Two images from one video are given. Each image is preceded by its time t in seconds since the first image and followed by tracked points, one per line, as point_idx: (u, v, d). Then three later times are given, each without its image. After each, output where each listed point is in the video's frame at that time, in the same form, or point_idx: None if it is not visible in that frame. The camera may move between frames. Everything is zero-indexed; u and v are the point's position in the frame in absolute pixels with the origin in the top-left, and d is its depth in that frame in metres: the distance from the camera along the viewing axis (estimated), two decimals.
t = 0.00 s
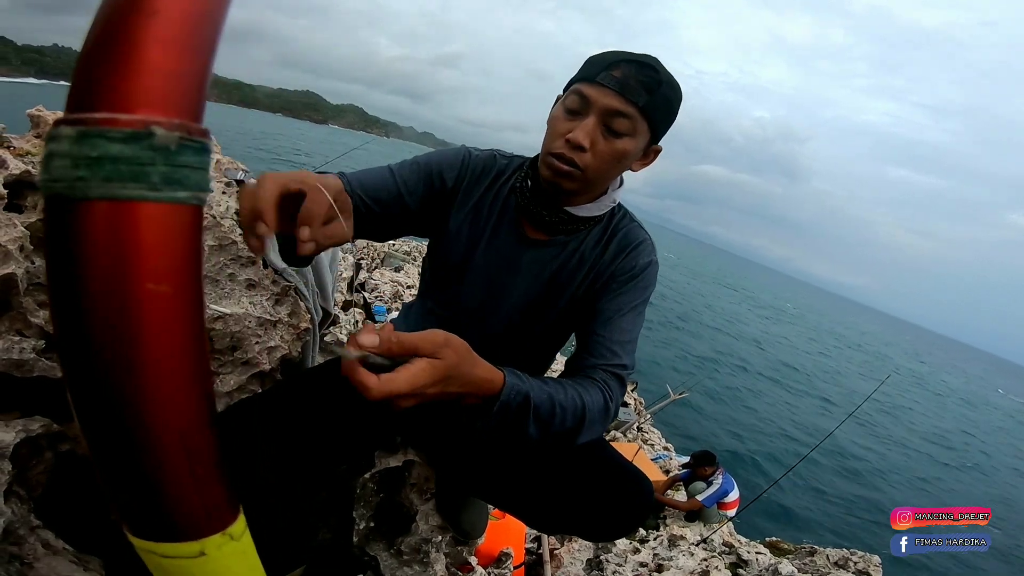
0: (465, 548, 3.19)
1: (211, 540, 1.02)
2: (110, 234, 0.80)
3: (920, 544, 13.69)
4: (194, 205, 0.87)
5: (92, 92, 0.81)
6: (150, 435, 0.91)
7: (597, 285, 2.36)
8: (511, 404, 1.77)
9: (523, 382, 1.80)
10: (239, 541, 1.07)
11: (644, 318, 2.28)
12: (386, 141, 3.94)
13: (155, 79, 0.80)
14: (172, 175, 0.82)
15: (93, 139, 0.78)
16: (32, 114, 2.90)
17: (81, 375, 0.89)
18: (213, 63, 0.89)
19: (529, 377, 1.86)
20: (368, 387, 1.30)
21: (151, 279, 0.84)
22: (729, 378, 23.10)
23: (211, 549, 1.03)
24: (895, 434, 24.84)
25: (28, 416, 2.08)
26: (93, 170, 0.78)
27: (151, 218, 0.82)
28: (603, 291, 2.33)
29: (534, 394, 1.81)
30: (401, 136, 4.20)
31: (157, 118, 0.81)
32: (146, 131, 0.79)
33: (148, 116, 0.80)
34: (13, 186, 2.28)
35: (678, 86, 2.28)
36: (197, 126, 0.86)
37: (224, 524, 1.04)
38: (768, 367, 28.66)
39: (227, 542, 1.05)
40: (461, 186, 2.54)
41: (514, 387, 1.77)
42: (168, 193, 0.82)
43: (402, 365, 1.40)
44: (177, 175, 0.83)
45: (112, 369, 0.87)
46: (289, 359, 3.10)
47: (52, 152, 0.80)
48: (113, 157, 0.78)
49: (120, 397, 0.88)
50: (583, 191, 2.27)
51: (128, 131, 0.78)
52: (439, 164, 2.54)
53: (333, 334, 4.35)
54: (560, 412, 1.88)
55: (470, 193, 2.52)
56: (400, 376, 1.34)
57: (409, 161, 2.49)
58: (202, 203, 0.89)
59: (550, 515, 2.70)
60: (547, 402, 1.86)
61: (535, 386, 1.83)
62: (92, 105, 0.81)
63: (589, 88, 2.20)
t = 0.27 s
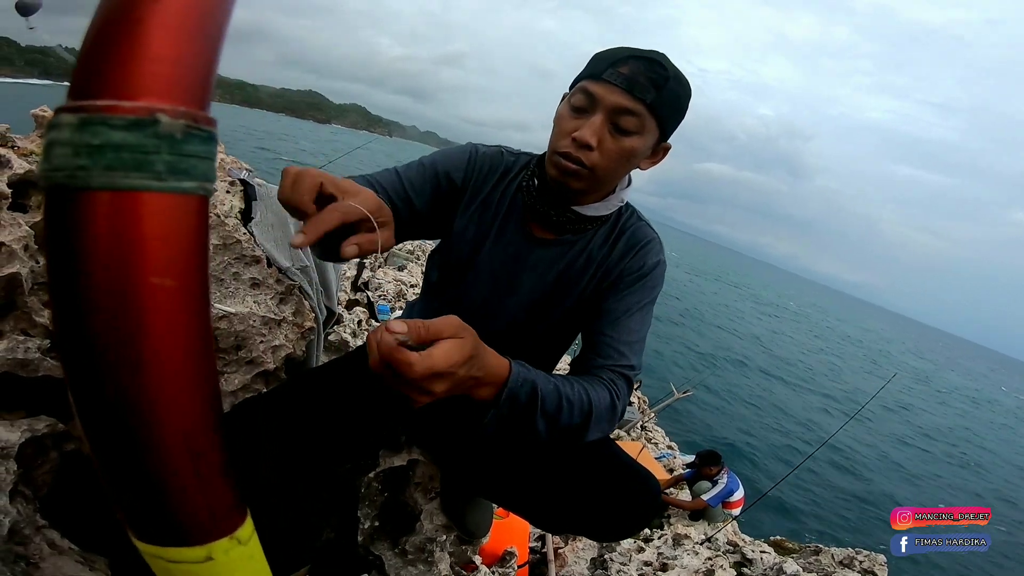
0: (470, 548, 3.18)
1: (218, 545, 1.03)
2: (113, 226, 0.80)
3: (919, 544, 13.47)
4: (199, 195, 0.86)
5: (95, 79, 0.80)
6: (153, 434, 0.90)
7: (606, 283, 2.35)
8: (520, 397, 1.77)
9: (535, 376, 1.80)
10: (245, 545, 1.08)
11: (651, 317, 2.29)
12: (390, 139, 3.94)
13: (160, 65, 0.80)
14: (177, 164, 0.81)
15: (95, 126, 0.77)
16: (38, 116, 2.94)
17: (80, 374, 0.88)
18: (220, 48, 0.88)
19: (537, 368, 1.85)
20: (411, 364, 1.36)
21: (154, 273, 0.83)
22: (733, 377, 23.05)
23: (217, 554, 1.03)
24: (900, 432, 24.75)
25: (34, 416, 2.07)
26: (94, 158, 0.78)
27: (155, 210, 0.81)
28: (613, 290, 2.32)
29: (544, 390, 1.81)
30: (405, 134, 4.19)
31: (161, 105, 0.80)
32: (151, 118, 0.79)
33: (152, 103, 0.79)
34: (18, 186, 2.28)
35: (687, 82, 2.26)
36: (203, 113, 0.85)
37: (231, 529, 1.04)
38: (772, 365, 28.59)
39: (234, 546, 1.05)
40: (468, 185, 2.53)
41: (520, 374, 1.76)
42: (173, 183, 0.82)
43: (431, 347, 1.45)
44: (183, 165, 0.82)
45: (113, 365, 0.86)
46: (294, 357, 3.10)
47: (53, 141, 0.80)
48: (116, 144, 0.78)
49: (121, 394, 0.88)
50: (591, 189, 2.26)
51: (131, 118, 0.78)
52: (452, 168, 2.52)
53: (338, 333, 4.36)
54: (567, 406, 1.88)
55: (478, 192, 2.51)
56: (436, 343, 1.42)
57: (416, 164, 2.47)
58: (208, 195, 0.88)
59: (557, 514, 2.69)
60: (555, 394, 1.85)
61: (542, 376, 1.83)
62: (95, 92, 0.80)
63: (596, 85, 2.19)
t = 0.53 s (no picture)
0: (472, 546, 3.18)
1: (214, 544, 1.01)
2: (109, 215, 0.79)
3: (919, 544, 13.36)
4: (196, 183, 0.85)
5: (91, 69, 0.80)
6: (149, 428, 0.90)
7: (611, 283, 2.34)
8: (511, 391, 1.76)
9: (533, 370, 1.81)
10: (244, 544, 1.06)
11: (657, 316, 2.28)
12: (392, 139, 3.95)
13: (157, 54, 0.80)
14: (173, 152, 0.81)
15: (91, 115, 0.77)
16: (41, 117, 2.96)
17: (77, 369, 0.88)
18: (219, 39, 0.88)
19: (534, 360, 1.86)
20: (413, 353, 1.38)
21: (149, 263, 0.82)
22: (736, 375, 23.01)
23: (214, 553, 1.01)
24: (904, 431, 24.68)
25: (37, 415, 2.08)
26: (88, 147, 0.78)
27: (150, 199, 0.81)
28: (615, 288, 2.32)
29: (540, 385, 1.82)
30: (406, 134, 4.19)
31: (158, 94, 0.80)
32: (147, 107, 0.79)
33: (148, 92, 0.79)
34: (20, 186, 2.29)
35: (694, 81, 2.24)
36: (201, 103, 0.85)
37: (230, 527, 1.02)
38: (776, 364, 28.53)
39: (231, 545, 1.03)
40: (475, 184, 2.55)
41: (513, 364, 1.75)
42: (170, 172, 0.81)
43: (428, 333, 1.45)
44: (180, 154, 0.82)
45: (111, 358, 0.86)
46: (297, 356, 3.11)
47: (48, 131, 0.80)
48: (111, 133, 0.77)
49: (119, 387, 0.88)
50: (597, 188, 2.25)
51: (126, 106, 0.78)
52: (459, 170, 2.56)
53: (341, 333, 4.36)
54: (564, 400, 1.89)
55: (483, 191, 2.53)
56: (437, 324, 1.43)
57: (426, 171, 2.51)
58: (206, 183, 0.88)
59: (558, 515, 2.70)
60: (551, 386, 1.86)
61: (537, 368, 1.83)
62: (92, 81, 0.80)
63: (602, 83, 2.18)
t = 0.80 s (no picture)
0: (474, 544, 3.20)
1: (215, 554, 1.02)
2: (98, 215, 0.78)
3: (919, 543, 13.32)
4: (189, 180, 0.85)
5: (76, 60, 0.80)
6: (143, 436, 0.89)
7: (615, 282, 2.33)
8: (506, 381, 1.76)
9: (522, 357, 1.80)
10: (245, 556, 1.07)
11: (662, 316, 2.27)
12: (394, 136, 3.93)
13: (144, 43, 0.79)
14: (161, 147, 0.81)
15: (74, 107, 0.77)
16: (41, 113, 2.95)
17: (66, 378, 0.87)
18: (214, 27, 0.88)
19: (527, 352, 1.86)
20: (406, 322, 1.39)
21: (140, 266, 0.82)
22: (738, 373, 22.98)
23: (214, 565, 1.03)
24: (906, 429, 24.65)
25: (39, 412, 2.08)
26: (71, 141, 0.77)
27: (140, 195, 0.80)
28: (621, 288, 2.30)
29: (534, 376, 1.82)
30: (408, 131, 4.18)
31: (146, 84, 0.79)
32: (135, 98, 0.78)
33: (135, 82, 0.79)
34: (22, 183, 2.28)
35: (694, 73, 2.21)
36: (192, 93, 0.84)
37: (229, 539, 1.03)
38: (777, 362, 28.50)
39: (233, 556, 1.05)
40: (480, 180, 2.59)
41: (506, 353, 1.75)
42: (159, 167, 0.81)
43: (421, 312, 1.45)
44: (169, 148, 0.81)
45: (101, 366, 0.85)
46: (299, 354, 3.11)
47: (29, 124, 0.80)
48: (95, 125, 0.77)
49: (109, 394, 0.87)
50: (599, 183, 2.24)
51: (110, 98, 0.77)
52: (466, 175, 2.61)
53: (342, 330, 4.36)
54: (559, 392, 1.88)
55: (487, 188, 2.56)
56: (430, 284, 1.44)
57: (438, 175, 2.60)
58: (200, 179, 0.88)
59: (560, 515, 2.70)
60: (546, 380, 1.86)
61: (532, 361, 1.83)
62: (75, 71, 0.79)
63: (599, 79, 2.18)
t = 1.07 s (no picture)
0: (475, 542, 3.21)
1: (226, 550, 1.03)
2: (115, 210, 0.78)
3: (920, 544, 13.29)
4: (204, 171, 0.85)
5: (93, 52, 0.79)
6: (155, 431, 0.89)
7: (618, 281, 2.32)
8: (507, 385, 1.75)
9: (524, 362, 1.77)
10: (255, 550, 1.09)
11: (664, 314, 2.25)
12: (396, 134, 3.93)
13: (162, 35, 0.79)
14: (179, 138, 0.80)
15: (92, 98, 0.76)
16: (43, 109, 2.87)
17: (79, 373, 0.87)
18: (228, 20, 0.88)
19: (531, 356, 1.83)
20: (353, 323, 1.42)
21: (155, 258, 0.82)
22: (739, 372, 22.97)
23: (226, 561, 1.04)
24: (907, 429, 24.62)
25: (43, 410, 2.07)
26: (90, 131, 0.77)
27: (157, 186, 0.80)
28: (622, 286, 2.30)
29: (535, 380, 1.80)
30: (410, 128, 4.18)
31: (164, 76, 0.79)
32: (154, 89, 0.78)
33: (154, 73, 0.78)
34: (25, 181, 2.29)
35: (696, 73, 2.18)
36: (209, 85, 0.84)
37: (239, 534, 1.05)
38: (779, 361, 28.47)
39: (243, 551, 1.06)
40: (482, 179, 2.58)
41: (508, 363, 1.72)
42: (177, 158, 0.81)
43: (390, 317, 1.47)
44: (187, 140, 0.81)
45: (114, 359, 0.85)
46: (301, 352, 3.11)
47: (46, 114, 0.79)
48: (114, 116, 0.77)
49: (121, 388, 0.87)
50: (599, 184, 2.24)
51: (129, 88, 0.77)
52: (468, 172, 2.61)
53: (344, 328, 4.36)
54: (563, 398, 1.87)
55: (489, 188, 2.55)
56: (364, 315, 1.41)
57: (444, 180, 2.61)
58: (214, 171, 0.88)
59: (563, 513, 2.70)
60: (549, 386, 1.84)
61: (534, 366, 1.80)
62: (93, 62, 0.79)
63: (599, 80, 2.16)
